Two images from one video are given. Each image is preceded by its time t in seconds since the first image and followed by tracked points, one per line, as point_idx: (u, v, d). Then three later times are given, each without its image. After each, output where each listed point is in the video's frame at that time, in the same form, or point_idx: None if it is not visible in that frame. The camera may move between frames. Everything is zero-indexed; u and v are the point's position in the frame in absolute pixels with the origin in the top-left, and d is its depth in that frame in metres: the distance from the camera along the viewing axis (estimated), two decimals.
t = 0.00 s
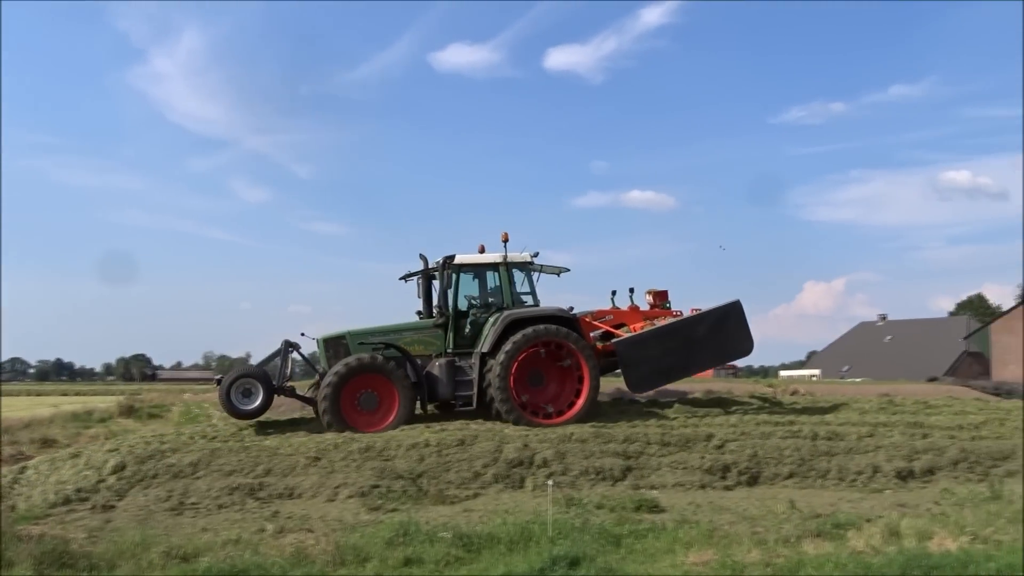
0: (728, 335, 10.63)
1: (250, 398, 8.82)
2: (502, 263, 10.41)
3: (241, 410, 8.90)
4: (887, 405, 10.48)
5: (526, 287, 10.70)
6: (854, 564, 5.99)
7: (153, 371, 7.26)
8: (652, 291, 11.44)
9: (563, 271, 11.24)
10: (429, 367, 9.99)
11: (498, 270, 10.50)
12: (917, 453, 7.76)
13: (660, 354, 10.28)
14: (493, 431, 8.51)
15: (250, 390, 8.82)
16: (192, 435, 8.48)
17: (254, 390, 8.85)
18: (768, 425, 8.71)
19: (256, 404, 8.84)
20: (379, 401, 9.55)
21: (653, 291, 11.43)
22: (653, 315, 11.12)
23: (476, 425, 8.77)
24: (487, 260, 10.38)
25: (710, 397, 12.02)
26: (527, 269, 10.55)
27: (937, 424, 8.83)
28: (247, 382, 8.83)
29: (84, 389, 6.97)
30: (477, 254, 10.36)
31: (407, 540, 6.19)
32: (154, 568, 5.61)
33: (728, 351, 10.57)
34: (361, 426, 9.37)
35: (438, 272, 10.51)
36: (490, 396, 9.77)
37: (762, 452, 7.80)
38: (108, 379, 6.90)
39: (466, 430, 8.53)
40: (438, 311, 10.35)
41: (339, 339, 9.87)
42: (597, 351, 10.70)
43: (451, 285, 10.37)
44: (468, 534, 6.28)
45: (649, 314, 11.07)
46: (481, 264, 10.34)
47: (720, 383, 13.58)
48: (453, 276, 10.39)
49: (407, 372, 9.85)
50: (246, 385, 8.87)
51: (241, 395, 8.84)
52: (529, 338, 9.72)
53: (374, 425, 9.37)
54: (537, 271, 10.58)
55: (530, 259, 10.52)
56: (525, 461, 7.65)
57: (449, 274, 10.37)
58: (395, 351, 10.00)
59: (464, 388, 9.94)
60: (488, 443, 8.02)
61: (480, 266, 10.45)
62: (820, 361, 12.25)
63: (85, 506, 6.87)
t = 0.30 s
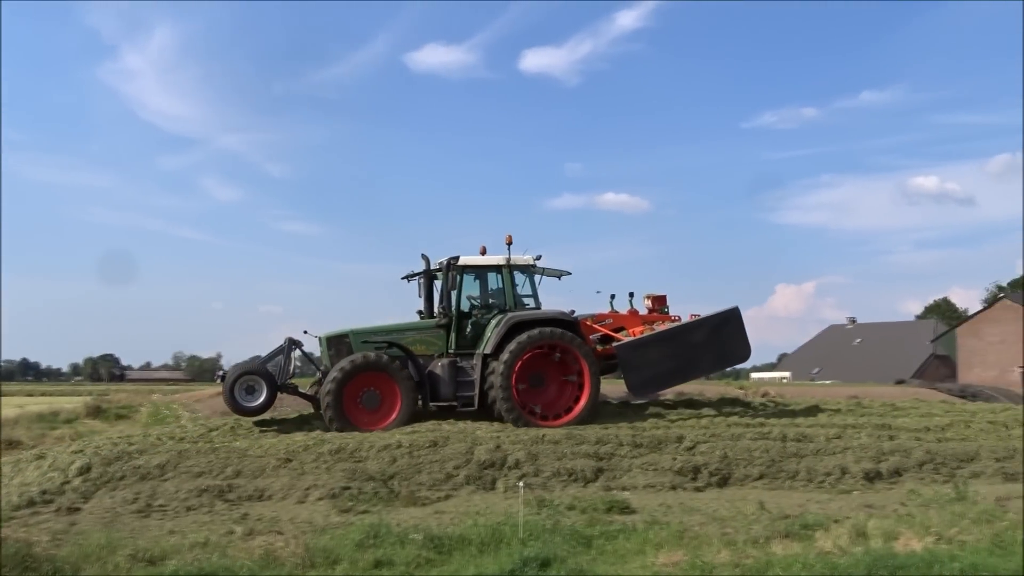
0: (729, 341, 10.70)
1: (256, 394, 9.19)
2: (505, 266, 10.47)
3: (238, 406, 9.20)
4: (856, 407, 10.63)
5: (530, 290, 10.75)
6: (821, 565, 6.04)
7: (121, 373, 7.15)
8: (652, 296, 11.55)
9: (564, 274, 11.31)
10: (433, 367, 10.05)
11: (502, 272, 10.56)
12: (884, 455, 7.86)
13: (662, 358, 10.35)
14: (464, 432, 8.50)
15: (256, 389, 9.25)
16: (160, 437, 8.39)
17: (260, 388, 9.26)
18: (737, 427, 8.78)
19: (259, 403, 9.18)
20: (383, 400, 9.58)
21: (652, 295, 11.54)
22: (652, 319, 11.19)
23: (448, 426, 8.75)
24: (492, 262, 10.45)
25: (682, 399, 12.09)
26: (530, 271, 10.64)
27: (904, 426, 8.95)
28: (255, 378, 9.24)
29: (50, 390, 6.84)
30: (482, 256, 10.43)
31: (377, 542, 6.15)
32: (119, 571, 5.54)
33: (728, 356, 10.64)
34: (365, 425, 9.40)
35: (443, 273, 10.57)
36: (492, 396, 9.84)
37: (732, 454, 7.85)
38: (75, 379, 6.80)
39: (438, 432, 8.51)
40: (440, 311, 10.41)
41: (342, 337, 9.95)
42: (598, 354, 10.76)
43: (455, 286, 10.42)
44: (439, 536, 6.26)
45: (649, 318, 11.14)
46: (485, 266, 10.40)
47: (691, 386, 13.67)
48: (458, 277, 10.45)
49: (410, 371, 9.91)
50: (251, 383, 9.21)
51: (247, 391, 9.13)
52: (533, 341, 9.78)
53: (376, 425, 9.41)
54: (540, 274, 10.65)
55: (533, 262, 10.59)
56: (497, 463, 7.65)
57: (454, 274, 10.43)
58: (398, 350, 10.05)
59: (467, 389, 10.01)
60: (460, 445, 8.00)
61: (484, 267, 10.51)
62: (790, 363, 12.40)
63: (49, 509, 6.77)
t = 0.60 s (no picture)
0: (726, 345, 10.79)
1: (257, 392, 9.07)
2: (508, 268, 10.51)
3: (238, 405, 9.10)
4: (822, 409, 10.80)
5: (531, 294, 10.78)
6: (785, 565, 6.10)
7: (84, 373, 7.04)
8: (648, 299, 11.65)
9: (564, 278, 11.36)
10: (434, 367, 10.08)
11: (504, 275, 10.59)
12: (848, 456, 7.97)
13: (661, 362, 10.43)
14: (432, 434, 8.47)
15: (258, 387, 9.14)
16: (123, 438, 8.27)
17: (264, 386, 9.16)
18: (705, 429, 8.85)
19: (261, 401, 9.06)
20: (385, 399, 9.60)
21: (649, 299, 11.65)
22: (649, 324, 11.28)
23: (417, 428, 8.71)
24: (495, 264, 10.50)
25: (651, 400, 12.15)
26: (530, 273, 10.69)
27: (867, 427, 9.08)
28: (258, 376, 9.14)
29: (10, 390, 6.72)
30: (484, 258, 10.46)
31: (343, 545, 6.11)
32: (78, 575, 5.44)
33: (725, 361, 10.73)
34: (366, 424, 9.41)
35: (446, 274, 10.61)
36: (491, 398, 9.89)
37: (699, 455, 7.91)
38: (36, 380, 6.67)
39: (407, 433, 8.47)
40: (443, 313, 10.44)
41: (344, 336, 9.99)
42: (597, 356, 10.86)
43: (458, 287, 10.46)
44: (406, 538, 6.23)
45: (647, 322, 11.23)
46: (489, 268, 10.44)
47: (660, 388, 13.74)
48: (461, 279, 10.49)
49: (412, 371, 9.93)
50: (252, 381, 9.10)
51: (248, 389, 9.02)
52: (535, 343, 9.85)
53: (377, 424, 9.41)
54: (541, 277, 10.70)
55: (534, 265, 10.64)
56: (465, 465, 7.63)
57: (457, 276, 10.46)
58: (401, 350, 10.12)
59: (467, 389, 10.04)
60: (429, 446, 7.98)
61: (488, 270, 10.55)
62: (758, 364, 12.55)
63: (8, 512, 6.64)
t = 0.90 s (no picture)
0: (724, 347, 10.86)
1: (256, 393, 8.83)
2: (509, 270, 10.50)
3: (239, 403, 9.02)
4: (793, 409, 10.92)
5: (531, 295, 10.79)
6: (755, 563, 6.14)
7: (51, 375, 6.92)
8: (645, 302, 11.71)
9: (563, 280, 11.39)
10: (436, 366, 10.08)
11: (505, 277, 10.58)
12: (817, 455, 8.06)
13: (660, 363, 10.48)
14: (405, 435, 8.44)
15: (261, 386, 8.91)
16: (90, 441, 8.15)
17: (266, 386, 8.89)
18: (677, 429, 8.91)
19: (262, 402, 8.85)
20: (387, 399, 9.60)
21: (647, 302, 11.70)
22: (646, 326, 11.36)
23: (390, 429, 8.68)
24: (497, 265, 10.48)
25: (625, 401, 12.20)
26: (530, 275, 10.67)
27: (836, 427, 9.19)
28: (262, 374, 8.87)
29: None
30: (485, 259, 10.43)
31: (315, 547, 6.06)
32: None
33: (723, 363, 10.80)
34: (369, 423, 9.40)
35: (447, 275, 10.57)
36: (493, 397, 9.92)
37: (671, 455, 7.96)
38: (1, 382, 6.55)
39: (380, 435, 8.43)
40: (445, 314, 10.39)
41: (347, 336, 9.95)
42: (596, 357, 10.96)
43: (461, 288, 10.43)
44: (378, 540, 6.20)
45: (643, 324, 11.31)
46: (492, 270, 10.42)
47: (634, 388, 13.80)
48: (463, 280, 10.45)
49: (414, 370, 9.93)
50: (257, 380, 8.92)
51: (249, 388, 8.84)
52: (537, 344, 9.89)
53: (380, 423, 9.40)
54: (543, 279, 10.72)
55: (535, 267, 10.64)
56: (438, 466, 7.62)
57: (458, 276, 10.42)
58: (404, 350, 10.08)
59: (468, 389, 10.04)
60: (402, 448, 7.95)
61: (490, 271, 10.54)
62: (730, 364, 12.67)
63: None
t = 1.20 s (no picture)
0: (720, 349, 10.96)
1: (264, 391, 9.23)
2: (511, 272, 10.55)
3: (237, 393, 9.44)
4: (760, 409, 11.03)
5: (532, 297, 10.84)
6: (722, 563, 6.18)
7: (15, 377, 6.79)
8: (641, 305, 11.77)
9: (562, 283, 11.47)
10: (439, 367, 10.10)
11: (506, 278, 10.62)
12: (784, 454, 8.15)
13: (658, 365, 10.55)
14: (375, 436, 8.39)
15: (267, 384, 9.29)
16: (53, 443, 8.01)
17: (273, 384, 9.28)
18: (647, 429, 8.96)
19: (266, 400, 9.24)
20: (393, 398, 9.57)
21: (642, 305, 11.77)
22: (643, 328, 11.46)
23: (359, 430, 8.64)
24: (499, 267, 10.52)
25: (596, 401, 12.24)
26: (530, 277, 10.74)
27: (803, 426, 9.30)
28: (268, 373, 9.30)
29: None
30: (486, 261, 10.46)
31: (282, 550, 6.01)
32: None
33: (719, 365, 10.89)
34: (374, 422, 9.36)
35: (450, 275, 10.56)
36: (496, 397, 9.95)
37: (640, 455, 8.01)
38: None
39: (349, 436, 8.38)
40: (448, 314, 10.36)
41: (350, 335, 9.87)
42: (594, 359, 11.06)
43: (464, 289, 10.43)
44: (346, 542, 6.16)
45: (639, 326, 11.42)
46: (494, 272, 10.46)
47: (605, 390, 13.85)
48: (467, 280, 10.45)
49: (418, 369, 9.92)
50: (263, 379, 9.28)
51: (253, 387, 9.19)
52: (539, 345, 9.96)
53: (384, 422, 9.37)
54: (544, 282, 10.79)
55: (538, 270, 10.72)
56: (407, 467, 7.58)
57: (462, 278, 10.44)
58: (408, 350, 10.08)
59: (471, 389, 10.07)
60: (371, 449, 7.90)
61: (492, 273, 10.57)
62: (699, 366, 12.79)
63: None
